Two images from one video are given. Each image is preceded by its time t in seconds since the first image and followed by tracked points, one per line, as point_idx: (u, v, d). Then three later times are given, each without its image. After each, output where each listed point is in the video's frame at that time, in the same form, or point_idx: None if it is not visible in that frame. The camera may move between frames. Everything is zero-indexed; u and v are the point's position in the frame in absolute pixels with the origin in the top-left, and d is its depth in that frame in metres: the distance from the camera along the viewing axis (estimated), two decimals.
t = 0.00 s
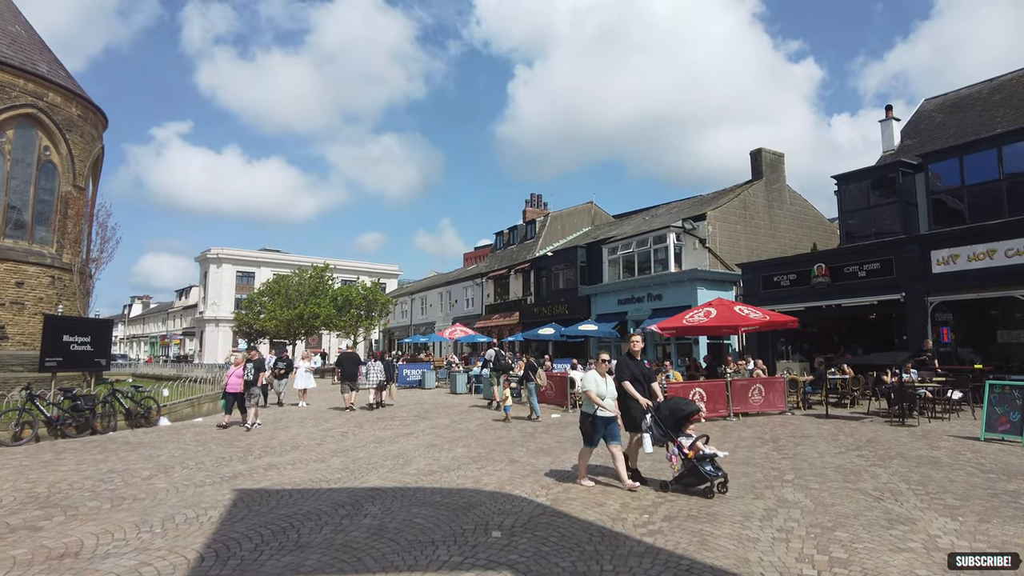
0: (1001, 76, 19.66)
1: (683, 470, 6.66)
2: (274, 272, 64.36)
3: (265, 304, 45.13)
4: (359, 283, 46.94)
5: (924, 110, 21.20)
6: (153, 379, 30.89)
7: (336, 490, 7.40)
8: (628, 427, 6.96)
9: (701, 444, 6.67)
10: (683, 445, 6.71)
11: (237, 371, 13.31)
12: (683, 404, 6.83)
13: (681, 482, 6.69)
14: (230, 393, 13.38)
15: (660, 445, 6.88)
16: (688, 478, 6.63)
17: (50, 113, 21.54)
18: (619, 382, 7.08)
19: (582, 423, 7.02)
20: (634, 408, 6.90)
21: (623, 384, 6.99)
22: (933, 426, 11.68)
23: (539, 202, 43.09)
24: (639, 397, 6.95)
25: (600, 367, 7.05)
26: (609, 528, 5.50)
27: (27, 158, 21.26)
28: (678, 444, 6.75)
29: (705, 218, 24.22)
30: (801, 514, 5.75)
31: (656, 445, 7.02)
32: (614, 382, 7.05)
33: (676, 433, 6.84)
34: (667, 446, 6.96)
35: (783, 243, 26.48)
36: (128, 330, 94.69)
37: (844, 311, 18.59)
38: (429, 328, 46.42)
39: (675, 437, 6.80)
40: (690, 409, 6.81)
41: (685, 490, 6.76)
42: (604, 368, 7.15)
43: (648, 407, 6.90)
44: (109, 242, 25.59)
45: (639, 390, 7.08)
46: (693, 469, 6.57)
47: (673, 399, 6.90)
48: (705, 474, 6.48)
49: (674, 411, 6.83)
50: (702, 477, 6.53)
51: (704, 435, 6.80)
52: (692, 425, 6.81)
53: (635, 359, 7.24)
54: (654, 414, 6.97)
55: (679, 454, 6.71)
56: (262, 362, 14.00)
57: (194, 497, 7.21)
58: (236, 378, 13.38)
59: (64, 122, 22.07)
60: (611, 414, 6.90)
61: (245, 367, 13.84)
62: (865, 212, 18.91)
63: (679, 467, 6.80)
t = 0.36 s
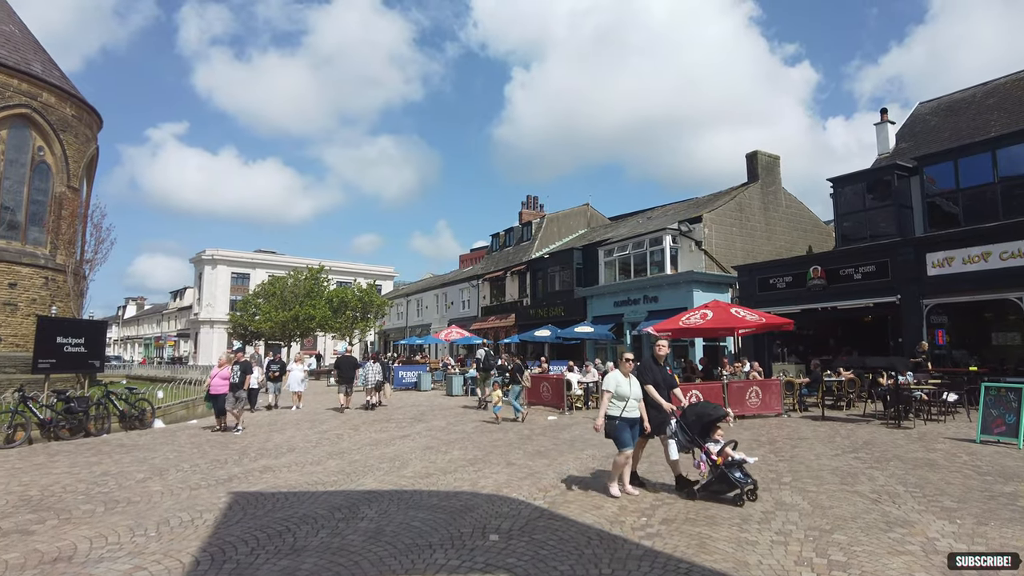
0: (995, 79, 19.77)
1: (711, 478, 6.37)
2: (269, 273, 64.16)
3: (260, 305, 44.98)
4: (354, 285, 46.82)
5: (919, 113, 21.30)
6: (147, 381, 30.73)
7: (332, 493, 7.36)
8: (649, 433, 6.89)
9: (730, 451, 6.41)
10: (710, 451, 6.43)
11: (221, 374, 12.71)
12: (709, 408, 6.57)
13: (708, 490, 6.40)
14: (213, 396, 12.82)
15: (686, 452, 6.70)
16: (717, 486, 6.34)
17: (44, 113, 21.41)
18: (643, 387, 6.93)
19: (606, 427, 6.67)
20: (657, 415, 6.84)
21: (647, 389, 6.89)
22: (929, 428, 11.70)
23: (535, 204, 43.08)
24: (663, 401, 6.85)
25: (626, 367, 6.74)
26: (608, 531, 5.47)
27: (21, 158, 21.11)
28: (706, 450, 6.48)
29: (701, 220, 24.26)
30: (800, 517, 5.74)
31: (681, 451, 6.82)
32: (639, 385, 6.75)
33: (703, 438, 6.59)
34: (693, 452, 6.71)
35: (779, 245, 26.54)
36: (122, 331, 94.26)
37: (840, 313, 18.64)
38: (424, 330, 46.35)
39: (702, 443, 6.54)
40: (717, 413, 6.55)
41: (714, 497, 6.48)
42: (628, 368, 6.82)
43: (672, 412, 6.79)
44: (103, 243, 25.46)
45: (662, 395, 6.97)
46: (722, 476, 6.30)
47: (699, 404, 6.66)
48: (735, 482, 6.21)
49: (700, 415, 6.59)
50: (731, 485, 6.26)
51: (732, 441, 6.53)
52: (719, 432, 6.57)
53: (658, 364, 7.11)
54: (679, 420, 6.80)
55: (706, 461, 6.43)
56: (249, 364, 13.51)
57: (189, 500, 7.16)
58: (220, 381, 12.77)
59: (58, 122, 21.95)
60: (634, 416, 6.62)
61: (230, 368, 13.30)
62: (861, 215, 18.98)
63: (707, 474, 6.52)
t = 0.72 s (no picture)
0: (987, 80, 19.90)
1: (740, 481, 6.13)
2: (263, 273, 63.94)
3: (254, 305, 44.85)
4: (349, 284, 46.71)
5: (912, 113, 21.40)
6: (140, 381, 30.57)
7: (329, 493, 7.35)
8: (675, 433, 6.53)
9: (760, 453, 6.13)
10: (739, 455, 6.16)
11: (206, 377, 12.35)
12: (739, 409, 6.31)
13: (737, 494, 6.16)
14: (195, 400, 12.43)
15: (714, 455, 6.33)
16: (746, 489, 6.11)
17: (37, 112, 21.27)
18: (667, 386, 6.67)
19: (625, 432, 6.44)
20: (686, 415, 6.50)
21: (674, 387, 6.59)
22: (923, 427, 11.77)
23: (531, 203, 43.07)
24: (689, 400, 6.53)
25: (643, 370, 6.47)
26: (606, 530, 5.47)
27: (13, 156, 20.94)
28: (734, 453, 6.20)
29: (696, 220, 24.33)
30: (796, 516, 5.77)
31: (709, 454, 6.47)
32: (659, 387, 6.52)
33: (732, 441, 6.29)
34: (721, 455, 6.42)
35: (774, 245, 26.63)
36: (115, 331, 93.77)
37: (834, 313, 18.72)
38: (419, 330, 46.31)
39: (731, 446, 6.25)
40: (746, 414, 6.29)
41: (742, 501, 6.23)
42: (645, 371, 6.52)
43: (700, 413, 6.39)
44: (96, 242, 25.32)
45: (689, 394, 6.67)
46: (752, 480, 6.05)
47: (727, 405, 6.36)
48: (765, 486, 5.97)
49: (728, 417, 6.31)
50: (762, 489, 6.01)
51: (761, 444, 6.27)
52: (748, 434, 6.27)
53: (683, 364, 6.81)
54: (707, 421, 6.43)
55: (735, 464, 6.16)
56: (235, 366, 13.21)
57: (185, 500, 7.12)
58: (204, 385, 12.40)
59: (50, 120, 21.80)
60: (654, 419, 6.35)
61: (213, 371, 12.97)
62: (855, 215, 19.06)
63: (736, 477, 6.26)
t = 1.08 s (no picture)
0: (980, 80, 20.01)
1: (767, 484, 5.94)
2: (257, 271, 63.68)
3: (248, 303, 44.70)
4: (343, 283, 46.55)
5: (906, 113, 21.48)
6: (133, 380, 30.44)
7: (325, 492, 7.33)
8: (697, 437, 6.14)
9: (788, 455, 5.93)
10: (766, 456, 5.96)
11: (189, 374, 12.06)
12: (765, 410, 6.03)
13: (764, 497, 5.99)
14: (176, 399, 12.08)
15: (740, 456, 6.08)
16: (773, 492, 5.93)
17: (28, 109, 21.09)
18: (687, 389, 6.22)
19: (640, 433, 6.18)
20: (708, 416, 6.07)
21: (693, 391, 6.13)
22: (916, 425, 11.84)
23: (526, 202, 43.06)
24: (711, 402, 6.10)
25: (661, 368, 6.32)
26: (602, 528, 5.48)
27: (5, 153, 20.74)
28: (760, 454, 6.01)
29: (691, 219, 24.38)
30: (792, 513, 5.80)
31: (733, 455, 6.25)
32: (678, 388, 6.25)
33: (758, 442, 6.04)
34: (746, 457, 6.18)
35: (768, 244, 26.73)
36: (108, 330, 93.26)
37: (828, 311, 18.80)
38: (414, 328, 46.26)
39: (757, 447, 6.01)
40: (772, 414, 6.02)
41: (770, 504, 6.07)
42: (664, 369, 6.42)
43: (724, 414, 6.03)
44: (89, 240, 25.16)
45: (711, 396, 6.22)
46: (779, 482, 5.87)
47: (753, 405, 6.08)
48: (794, 489, 5.77)
49: (755, 417, 6.02)
50: (789, 492, 5.83)
51: (788, 444, 6.04)
52: (774, 436, 6.03)
53: (702, 364, 6.35)
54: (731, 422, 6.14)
55: (762, 465, 5.98)
56: (218, 364, 12.97)
57: (179, 499, 7.10)
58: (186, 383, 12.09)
59: (42, 117, 21.63)
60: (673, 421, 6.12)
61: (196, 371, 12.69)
62: (849, 214, 19.13)
63: (762, 479, 6.08)
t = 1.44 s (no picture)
0: (971, 80, 20.14)
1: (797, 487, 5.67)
2: (250, 270, 63.36)
3: (241, 302, 44.52)
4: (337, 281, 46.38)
5: (898, 112, 21.60)
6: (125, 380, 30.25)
7: (319, 491, 7.31)
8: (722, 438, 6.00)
9: (819, 457, 5.67)
10: (796, 458, 5.72)
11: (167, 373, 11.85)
12: (797, 410, 5.86)
13: (793, 501, 5.70)
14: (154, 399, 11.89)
15: (768, 459, 5.89)
16: (803, 496, 5.65)
17: (19, 106, 20.91)
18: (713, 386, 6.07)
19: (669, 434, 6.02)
20: (733, 416, 5.93)
21: (719, 388, 5.97)
22: (908, 422, 11.90)
23: (520, 201, 43.04)
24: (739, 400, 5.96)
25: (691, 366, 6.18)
26: (598, 527, 5.49)
27: None
28: (790, 455, 5.77)
29: (684, 217, 24.45)
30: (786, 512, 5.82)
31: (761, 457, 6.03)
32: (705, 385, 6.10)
33: (787, 443, 5.86)
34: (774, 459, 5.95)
35: (761, 243, 26.84)
36: (100, 328, 92.60)
37: (821, 310, 18.91)
38: (408, 327, 46.19)
39: (787, 449, 5.79)
40: (804, 415, 5.86)
41: (800, 509, 5.77)
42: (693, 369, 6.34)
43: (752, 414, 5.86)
44: (80, 239, 24.98)
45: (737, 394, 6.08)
46: (810, 485, 5.60)
47: (783, 404, 5.92)
48: (825, 492, 5.51)
49: (784, 417, 5.85)
50: (821, 495, 5.55)
51: (820, 447, 5.80)
52: (803, 437, 5.86)
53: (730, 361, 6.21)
54: (759, 422, 6.03)
55: (792, 467, 5.73)
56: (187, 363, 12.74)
57: (173, 499, 7.06)
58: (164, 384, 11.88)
59: (32, 115, 21.45)
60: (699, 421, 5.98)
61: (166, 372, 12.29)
62: (841, 213, 19.22)
63: (792, 483, 5.80)
